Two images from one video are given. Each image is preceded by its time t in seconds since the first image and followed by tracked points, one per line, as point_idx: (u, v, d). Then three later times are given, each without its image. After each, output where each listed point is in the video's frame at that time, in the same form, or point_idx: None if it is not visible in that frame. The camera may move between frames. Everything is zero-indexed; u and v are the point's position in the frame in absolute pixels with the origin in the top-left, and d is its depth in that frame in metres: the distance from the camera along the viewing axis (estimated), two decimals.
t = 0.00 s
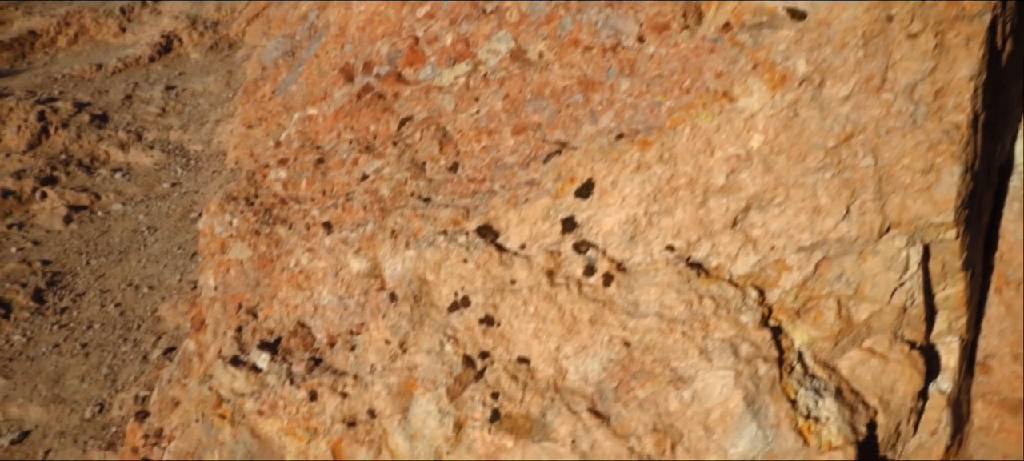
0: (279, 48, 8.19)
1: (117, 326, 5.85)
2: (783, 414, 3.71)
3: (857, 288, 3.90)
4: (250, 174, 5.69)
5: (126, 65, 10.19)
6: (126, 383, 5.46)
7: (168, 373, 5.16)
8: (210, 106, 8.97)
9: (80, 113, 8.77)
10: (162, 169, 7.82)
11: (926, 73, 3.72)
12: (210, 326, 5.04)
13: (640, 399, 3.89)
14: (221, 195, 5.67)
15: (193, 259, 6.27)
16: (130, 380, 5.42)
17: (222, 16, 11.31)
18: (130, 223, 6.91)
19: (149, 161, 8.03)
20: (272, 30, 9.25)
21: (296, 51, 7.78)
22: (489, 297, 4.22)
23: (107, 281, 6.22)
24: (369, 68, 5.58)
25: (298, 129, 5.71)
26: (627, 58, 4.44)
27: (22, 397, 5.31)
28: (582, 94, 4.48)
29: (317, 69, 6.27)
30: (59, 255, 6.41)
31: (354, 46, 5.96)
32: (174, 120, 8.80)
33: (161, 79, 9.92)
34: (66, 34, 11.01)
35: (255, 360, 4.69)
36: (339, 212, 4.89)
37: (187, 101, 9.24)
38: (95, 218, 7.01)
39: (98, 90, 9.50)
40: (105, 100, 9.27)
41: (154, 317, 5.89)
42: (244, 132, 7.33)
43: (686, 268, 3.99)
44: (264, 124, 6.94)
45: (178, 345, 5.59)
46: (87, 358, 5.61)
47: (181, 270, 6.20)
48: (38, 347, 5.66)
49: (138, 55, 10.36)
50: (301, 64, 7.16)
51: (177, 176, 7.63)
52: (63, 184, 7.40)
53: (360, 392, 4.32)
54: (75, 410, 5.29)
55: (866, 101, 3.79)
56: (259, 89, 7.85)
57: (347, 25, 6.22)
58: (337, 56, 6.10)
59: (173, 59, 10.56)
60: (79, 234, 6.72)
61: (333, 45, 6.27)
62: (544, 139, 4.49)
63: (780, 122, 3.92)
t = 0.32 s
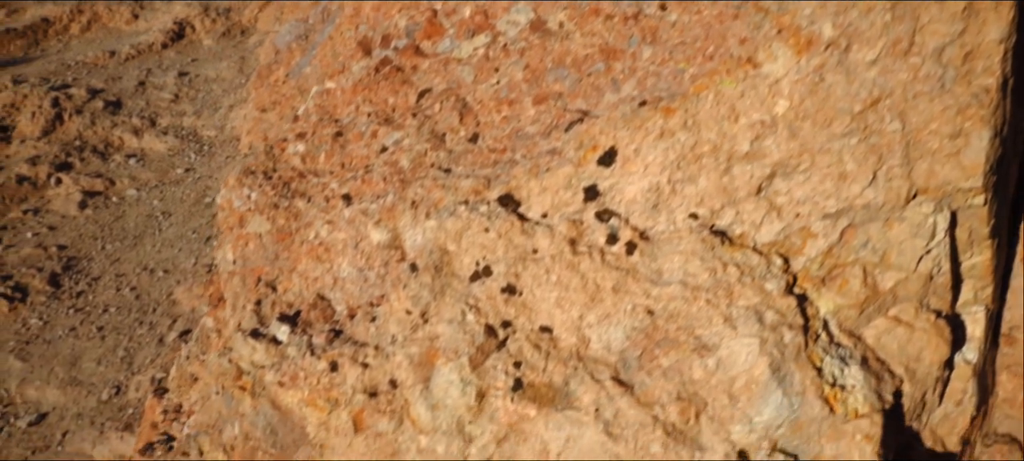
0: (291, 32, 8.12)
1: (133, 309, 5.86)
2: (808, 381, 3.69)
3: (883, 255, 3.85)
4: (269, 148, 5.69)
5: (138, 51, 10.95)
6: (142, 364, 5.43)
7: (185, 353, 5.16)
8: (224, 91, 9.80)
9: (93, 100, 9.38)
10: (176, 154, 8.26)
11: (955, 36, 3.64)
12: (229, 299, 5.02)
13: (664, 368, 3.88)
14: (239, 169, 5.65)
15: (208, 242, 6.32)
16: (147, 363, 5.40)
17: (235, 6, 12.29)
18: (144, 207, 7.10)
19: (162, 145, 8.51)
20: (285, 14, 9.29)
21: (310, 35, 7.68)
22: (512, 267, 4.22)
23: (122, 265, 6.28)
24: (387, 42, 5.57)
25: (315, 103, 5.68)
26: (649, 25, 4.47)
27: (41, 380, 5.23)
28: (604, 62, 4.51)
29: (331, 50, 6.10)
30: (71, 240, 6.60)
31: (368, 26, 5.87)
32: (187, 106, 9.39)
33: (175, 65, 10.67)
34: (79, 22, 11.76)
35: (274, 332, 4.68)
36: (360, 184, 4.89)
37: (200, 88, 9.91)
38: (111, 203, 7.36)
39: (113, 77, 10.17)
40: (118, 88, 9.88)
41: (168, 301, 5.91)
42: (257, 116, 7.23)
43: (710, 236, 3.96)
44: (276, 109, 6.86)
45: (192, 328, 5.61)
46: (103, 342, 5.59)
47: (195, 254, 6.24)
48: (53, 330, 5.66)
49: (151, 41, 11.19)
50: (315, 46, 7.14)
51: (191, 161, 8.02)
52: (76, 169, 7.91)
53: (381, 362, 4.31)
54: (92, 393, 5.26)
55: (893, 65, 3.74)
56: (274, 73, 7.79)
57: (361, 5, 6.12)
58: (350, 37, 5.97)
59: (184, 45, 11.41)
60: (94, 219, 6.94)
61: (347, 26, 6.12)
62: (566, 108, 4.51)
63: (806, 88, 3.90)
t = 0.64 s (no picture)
0: (306, 13, 8.07)
1: (149, 289, 6.18)
2: (836, 348, 3.68)
3: (911, 221, 3.79)
4: (288, 120, 5.67)
5: (151, 35, 11.13)
6: (160, 343, 5.67)
7: (201, 330, 5.42)
8: (236, 74, 9.97)
9: (106, 84, 9.46)
10: (189, 137, 8.56)
11: None
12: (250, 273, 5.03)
13: (690, 335, 3.88)
14: (259, 141, 5.68)
15: (223, 223, 6.71)
16: (163, 342, 5.63)
17: None
18: (160, 190, 7.54)
19: (174, 129, 8.74)
20: None
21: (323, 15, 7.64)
22: (536, 235, 4.21)
23: (139, 247, 6.67)
24: (407, 14, 5.59)
25: (336, 76, 5.68)
26: None
27: (58, 361, 5.55)
28: (627, 30, 4.52)
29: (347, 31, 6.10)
30: (87, 222, 7.05)
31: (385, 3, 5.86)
32: (199, 89, 9.64)
33: (187, 49, 10.87)
34: (93, 8, 12.10)
35: (297, 302, 4.70)
36: (382, 154, 4.89)
37: (213, 72, 10.11)
38: (125, 186, 7.65)
39: (124, 62, 10.35)
40: (131, 71, 10.08)
41: (183, 281, 6.20)
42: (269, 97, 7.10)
43: (736, 203, 3.95)
44: (290, 90, 6.80)
45: (206, 307, 5.83)
46: (120, 321, 5.88)
47: (209, 236, 6.63)
48: (71, 311, 6.01)
49: (163, 24, 11.36)
50: (329, 26, 7.11)
51: (204, 144, 8.34)
52: (90, 152, 8.15)
53: (405, 331, 4.31)
54: (109, 373, 5.49)
55: (922, 27, 3.75)
56: (284, 54, 7.60)
57: None
58: (366, 16, 5.93)
59: (197, 30, 11.58)
60: (108, 202, 7.35)
61: (363, 4, 6.09)
62: (589, 76, 4.51)
63: (833, 52, 3.89)
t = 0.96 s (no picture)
0: None
1: (164, 271, 6.50)
2: (866, 311, 3.69)
3: (941, 184, 3.79)
4: (311, 91, 5.68)
5: (164, 20, 11.22)
6: (177, 324, 5.91)
7: (223, 302, 5.46)
8: (249, 58, 10.10)
9: (121, 67, 9.64)
10: (203, 120, 8.75)
11: None
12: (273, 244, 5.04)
13: (718, 298, 3.88)
14: (281, 113, 5.70)
15: (237, 206, 7.01)
16: (180, 323, 5.88)
17: None
18: (174, 174, 7.85)
19: (188, 112, 8.93)
20: None
21: None
22: (563, 200, 4.21)
23: (155, 229, 7.06)
24: None
25: (357, 46, 5.68)
26: None
27: (76, 341, 5.97)
28: None
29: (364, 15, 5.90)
30: (103, 205, 7.50)
31: None
32: (213, 73, 9.74)
33: (200, 33, 11.00)
34: None
35: (322, 271, 4.71)
36: (405, 122, 4.91)
37: (227, 56, 10.24)
38: (141, 169, 8.00)
39: (137, 46, 10.49)
40: (145, 56, 10.18)
41: (198, 263, 6.47)
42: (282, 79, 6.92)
43: (764, 166, 3.92)
44: (304, 71, 6.68)
45: (223, 289, 6.05)
46: (136, 303, 6.24)
47: (223, 218, 6.91)
48: (90, 292, 6.45)
49: (176, 9, 11.44)
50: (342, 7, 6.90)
51: (218, 126, 8.55)
52: (105, 136, 8.49)
53: (431, 297, 4.32)
54: (127, 353, 5.82)
55: None
56: (296, 35, 7.38)
57: None
58: None
59: (210, 15, 11.63)
60: (124, 186, 7.76)
61: None
62: (616, 41, 4.48)
63: (863, 13, 3.79)
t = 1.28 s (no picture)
0: None
1: (183, 254, 6.57)
2: (899, 268, 3.67)
3: (975, 141, 3.68)
4: (337, 60, 5.71)
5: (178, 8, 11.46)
6: (196, 305, 6.00)
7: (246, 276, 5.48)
8: (264, 43, 10.17)
9: (136, 53, 9.76)
10: (219, 106, 8.77)
11: None
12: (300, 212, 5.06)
13: (750, 257, 3.88)
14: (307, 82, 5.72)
15: (255, 189, 7.07)
16: (200, 304, 5.98)
17: None
18: (190, 159, 7.88)
19: (204, 98, 8.99)
20: None
21: None
22: (593, 162, 4.23)
23: (173, 213, 7.10)
24: None
25: (382, 16, 5.73)
26: None
27: (97, 323, 6.00)
28: None
29: None
30: (120, 189, 7.54)
31: None
32: (228, 58, 9.84)
33: (214, 18, 11.07)
34: None
35: (350, 237, 4.71)
36: (432, 87, 4.94)
37: (242, 41, 10.31)
38: (158, 154, 8.03)
39: (152, 32, 10.59)
40: (160, 41, 10.28)
41: (216, 245, 6.55)
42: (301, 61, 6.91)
43: (796, 124, 3.91)
44: (321, 54, 6.58)
45: (241, 270, 6.16)
46: (156, 285, 6.29)
47: (242, 201, 6.97)
48: (109, 275, 6.47)
49: None
50: None
51: (234, 111, 8.58)
52: (121, 122, 8.52)
53: (461, 260, 4.34)
54: (148, 334, 5.88)
55: None
56: (314, 17, 7.31)
57: None
58: None
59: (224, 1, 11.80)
60: (141, 171, 7.79)
61: None
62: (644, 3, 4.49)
63: None
